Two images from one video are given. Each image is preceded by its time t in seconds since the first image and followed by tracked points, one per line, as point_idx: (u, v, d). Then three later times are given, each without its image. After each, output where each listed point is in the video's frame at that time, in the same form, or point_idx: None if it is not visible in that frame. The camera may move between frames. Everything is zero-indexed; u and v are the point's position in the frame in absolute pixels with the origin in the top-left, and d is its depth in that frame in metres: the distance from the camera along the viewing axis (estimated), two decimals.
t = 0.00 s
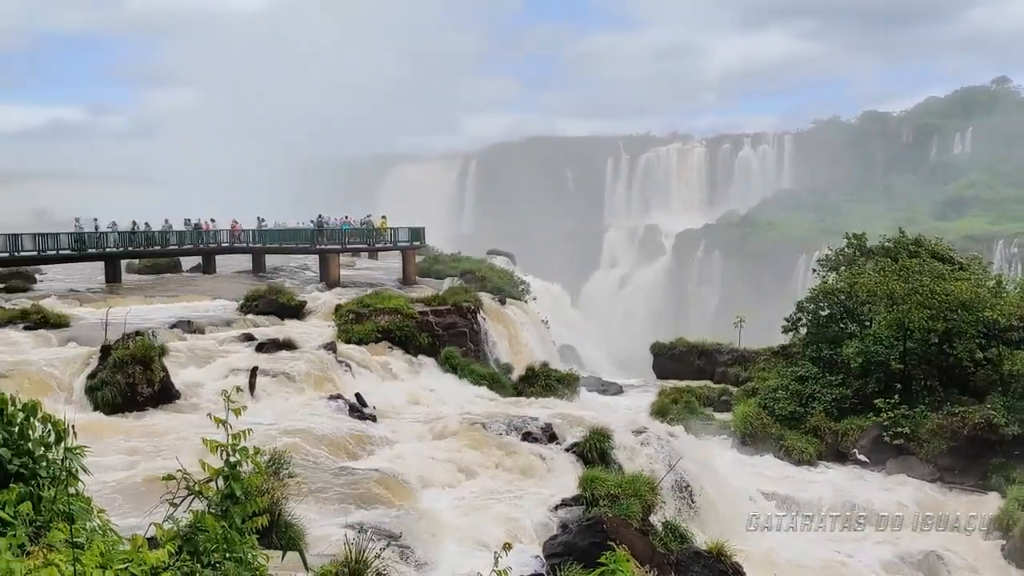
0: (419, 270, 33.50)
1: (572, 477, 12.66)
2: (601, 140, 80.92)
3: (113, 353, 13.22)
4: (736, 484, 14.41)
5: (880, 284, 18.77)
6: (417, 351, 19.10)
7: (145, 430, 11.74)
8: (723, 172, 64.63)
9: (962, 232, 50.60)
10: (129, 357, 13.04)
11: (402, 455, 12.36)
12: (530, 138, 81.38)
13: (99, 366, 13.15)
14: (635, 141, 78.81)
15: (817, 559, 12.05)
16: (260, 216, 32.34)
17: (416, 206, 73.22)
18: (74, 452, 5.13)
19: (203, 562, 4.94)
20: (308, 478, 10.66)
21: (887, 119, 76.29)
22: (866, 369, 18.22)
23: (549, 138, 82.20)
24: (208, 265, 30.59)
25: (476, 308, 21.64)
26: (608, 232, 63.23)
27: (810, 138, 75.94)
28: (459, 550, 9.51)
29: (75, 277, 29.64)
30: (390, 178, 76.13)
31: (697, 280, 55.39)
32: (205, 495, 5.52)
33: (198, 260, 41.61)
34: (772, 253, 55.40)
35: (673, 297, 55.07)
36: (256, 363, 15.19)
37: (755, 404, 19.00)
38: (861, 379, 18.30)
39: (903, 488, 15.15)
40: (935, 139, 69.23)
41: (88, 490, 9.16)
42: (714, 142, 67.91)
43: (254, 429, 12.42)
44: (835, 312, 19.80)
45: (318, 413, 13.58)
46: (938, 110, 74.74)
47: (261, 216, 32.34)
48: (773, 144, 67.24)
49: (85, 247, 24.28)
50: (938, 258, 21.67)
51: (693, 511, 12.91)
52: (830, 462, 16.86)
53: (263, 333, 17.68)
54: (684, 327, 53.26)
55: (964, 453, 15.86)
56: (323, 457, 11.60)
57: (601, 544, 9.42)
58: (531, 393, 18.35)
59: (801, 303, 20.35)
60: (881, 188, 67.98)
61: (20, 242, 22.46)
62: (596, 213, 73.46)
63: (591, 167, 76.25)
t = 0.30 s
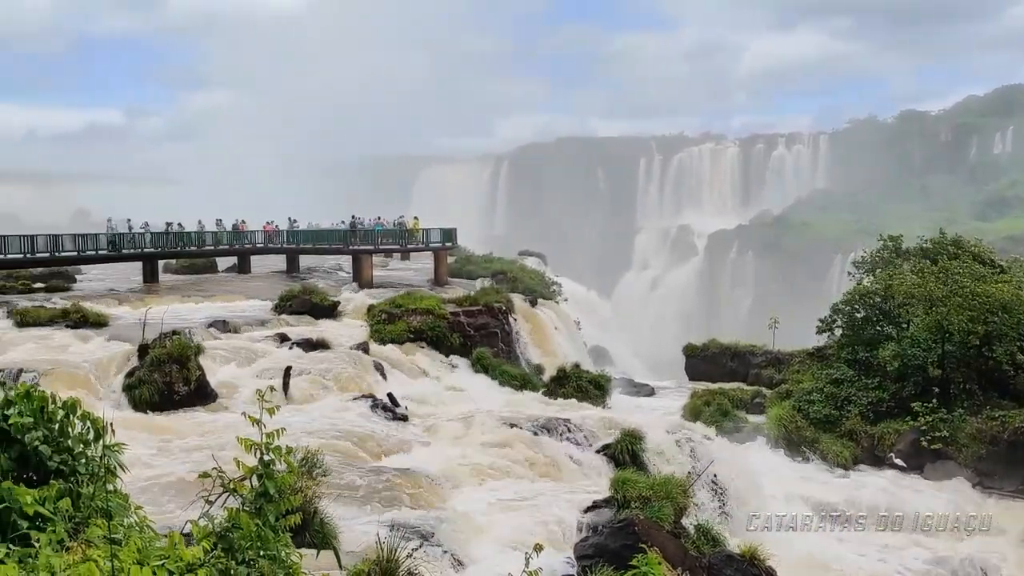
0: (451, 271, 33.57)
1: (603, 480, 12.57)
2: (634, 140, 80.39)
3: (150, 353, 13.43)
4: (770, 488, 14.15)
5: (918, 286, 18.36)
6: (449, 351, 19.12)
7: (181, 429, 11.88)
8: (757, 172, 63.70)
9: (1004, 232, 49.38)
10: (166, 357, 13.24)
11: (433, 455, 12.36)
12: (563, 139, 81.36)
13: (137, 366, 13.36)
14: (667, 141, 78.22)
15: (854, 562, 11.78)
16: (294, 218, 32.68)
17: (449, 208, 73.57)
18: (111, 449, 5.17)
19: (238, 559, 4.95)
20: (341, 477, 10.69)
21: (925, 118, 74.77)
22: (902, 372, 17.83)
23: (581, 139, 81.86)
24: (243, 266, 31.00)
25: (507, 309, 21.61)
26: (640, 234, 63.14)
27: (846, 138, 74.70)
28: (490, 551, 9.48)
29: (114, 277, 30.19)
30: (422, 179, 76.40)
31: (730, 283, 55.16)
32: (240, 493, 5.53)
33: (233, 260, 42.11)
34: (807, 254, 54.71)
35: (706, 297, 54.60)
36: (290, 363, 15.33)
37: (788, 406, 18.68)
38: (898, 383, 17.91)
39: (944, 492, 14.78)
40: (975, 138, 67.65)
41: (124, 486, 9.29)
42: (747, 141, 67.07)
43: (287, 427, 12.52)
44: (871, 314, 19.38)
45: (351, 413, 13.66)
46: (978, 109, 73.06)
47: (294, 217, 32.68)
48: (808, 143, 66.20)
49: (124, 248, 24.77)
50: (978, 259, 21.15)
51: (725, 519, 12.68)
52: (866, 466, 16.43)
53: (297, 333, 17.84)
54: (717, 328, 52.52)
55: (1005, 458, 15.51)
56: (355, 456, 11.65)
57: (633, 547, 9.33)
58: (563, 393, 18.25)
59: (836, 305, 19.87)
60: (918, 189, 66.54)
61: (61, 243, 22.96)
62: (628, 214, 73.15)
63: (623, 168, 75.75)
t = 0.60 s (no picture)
0: (483, 272, 33.57)
1: (635, 483, 12.44)
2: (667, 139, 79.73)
3: (187, 352, 13.63)
4: (805, 493, 13.97)
5: (957, 287, 17.90)
6: (481, 352, 19.11)
7: (216, 427, 12.01)
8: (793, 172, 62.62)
9: None
10: (202, 355, 13.42)
11: (465, 455, 12.36)
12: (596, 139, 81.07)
13: (174, 364, 13.57)
14: (700, 141, 77.50)
15: (893, 568, 11.50)
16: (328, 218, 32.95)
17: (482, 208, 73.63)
18: (148, 447, 5.25)
19: (272, 557, 4.97)
20: (373, 476, 10.73)
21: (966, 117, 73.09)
22: (941, 375, 17.42)
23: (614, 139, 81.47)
24: (278, 266, 31.32)
25: (539, 310, 21.56)
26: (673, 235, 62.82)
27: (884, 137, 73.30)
28: (521, 551, 9.43)
29: (153, 277, 30.70)
30: (454, 181, 76.59)
31: (765, 284, 54.63)
32: (274, 491, 5.54)
33: (268, 260, 42.57)
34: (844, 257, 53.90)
35: (740, 299, 54.07)
36: (323, 362, 15.45)
37: (823, 410, 18.42)
38: (936, 387, 17.51)
39: (987, 497, 14.40)
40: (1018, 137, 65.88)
41: (161, 483, 9.41)
42: (782, 141, 66.17)
43: (320, 426, 12.62)
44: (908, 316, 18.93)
45: (383, 413, 13.70)
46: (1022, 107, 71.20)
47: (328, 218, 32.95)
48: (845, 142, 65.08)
49: (162, 248, 25.21)
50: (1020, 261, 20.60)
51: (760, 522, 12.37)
52: (903, 471, 16.09)
53: (331, 333, 17.96)
54: (751, 330, 51.97)
55: None
56: (386, 455, 11.69)
57: (665, 550, 9.21)
58: (594, 395, 18.11)
59: (872, 308, 19.38)
60: (957, 189, 65.37)
61: (101, 244, 23.41)
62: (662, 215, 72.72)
63: (656, 168, 75.24)
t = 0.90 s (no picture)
0: (518, 273, 33.57)
1: (671, 485, 12.30)
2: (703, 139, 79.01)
3: (226, 351, 13.82)
4: (843, 498, 13.69)
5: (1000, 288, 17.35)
6: (515, 352, 19.09)
7: (254, 426, 12.15)
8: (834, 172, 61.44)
9: None
10: (241, 354, 13.59)
11: (499, 456, 12.35)
12: (632, 140, 80.80)
13: (214, 363, 13.77)
14: (737, 142, 76.68)
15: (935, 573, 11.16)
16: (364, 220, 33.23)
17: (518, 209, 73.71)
18: (189, 444, 5.29)
19: (308, 554, 4.98)
20: (408, 475, 10.75)
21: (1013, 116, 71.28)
22: (984, 380, 16.90)
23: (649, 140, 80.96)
24: (315, 267, 31.63)
25: (574, 310, 21.48)
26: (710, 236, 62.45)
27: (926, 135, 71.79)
28: (556, 552, 9.38)
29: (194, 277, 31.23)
30: (489, 182, 76.76)
31: (803, 286, 53.30)
32: (311, 489, 5.55)
33: (306, 262, 43.07)
34: (884, 257, 52.41)
35: (777, 302, 53.25)
36: (359, 362, 15.56)
37: (863, 413, 18.05)
38: (980, 392, 17.01)
39: None
40: None
41: (201, 480, 9.54)
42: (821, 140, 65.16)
43: (356, 426, 12.69)
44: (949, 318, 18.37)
45: (418, 412, 13.74)
46: None
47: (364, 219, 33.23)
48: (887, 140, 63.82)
49: (201, 249, 25.63)
50: None
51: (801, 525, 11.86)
52: (945, 477, 15.68)
53: (367, 333, 18.09)
54: (788, 333, 51.10)
55: None
56: (421, 454, 11.72)
57: (700, 553, 9.07)
58: (629, 397, 17.96)
59: (913, 310, 18.97)
60: (1001, 188, 64.42)
61: (143, 244, 23.89)
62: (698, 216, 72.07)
63: (692, 169, 74.61)
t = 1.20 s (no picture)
0: (554, 273, 33.47)
1: (709, 488, 12.12)
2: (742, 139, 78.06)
3: (266, 349, 13.97)
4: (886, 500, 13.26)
5: None
6: (551, 353, 19.03)
7: (293, 424, 12.25)
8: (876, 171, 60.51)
9: None
10: (280, 353, 13.72)
11: (535, 457, 12.32)
12: (669, 140, 80.24)
13: (254, 361, 13.93)
14: (776, 141, 75.64)
15: None
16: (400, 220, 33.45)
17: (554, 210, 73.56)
18: (228, 441, 5.33)
19: (346, 552, 4.99)
20: (444, 476, 10.74)
21: None
22: None
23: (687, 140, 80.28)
24: (353, 267, 31.90)
25: (611, 311, 21.34)
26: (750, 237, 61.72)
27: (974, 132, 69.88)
28: (592, 554, 9.30)
29: (235, 277, 31.72)
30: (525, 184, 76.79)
31: (844, 288, 52.51)
32: (348, 487, 5.54)
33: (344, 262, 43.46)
34: (929, 262, 51.80)
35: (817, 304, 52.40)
36: (395, 362, 15.62)
37: (905, 417, 17.54)
38: None
39: None
40: None
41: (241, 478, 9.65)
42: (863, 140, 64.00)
43: (393, 426, 12.76)
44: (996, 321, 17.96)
45: (454, 412, 13.77)
46: None
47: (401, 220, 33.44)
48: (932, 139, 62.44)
49: (241, 249, 26.00)
50: None
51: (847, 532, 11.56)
52: (991, 482, 15.18)
53: (404, 333, 18.18)
54: (828, 333, 50.06)
55: None
56: (457, 455, 11.73)
57: (738, 557, 8.89)
58: (666, 399, 17.77)
59: (957, 312, 18.55)
60: None
61: (186, 244, 24.32)
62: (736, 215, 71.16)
63: (731, 169, 73.79)
